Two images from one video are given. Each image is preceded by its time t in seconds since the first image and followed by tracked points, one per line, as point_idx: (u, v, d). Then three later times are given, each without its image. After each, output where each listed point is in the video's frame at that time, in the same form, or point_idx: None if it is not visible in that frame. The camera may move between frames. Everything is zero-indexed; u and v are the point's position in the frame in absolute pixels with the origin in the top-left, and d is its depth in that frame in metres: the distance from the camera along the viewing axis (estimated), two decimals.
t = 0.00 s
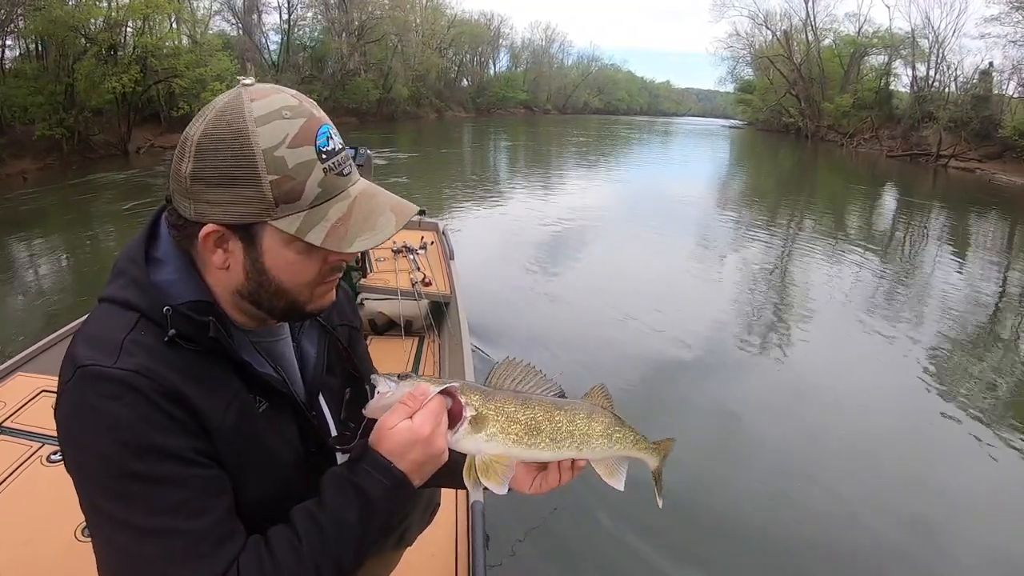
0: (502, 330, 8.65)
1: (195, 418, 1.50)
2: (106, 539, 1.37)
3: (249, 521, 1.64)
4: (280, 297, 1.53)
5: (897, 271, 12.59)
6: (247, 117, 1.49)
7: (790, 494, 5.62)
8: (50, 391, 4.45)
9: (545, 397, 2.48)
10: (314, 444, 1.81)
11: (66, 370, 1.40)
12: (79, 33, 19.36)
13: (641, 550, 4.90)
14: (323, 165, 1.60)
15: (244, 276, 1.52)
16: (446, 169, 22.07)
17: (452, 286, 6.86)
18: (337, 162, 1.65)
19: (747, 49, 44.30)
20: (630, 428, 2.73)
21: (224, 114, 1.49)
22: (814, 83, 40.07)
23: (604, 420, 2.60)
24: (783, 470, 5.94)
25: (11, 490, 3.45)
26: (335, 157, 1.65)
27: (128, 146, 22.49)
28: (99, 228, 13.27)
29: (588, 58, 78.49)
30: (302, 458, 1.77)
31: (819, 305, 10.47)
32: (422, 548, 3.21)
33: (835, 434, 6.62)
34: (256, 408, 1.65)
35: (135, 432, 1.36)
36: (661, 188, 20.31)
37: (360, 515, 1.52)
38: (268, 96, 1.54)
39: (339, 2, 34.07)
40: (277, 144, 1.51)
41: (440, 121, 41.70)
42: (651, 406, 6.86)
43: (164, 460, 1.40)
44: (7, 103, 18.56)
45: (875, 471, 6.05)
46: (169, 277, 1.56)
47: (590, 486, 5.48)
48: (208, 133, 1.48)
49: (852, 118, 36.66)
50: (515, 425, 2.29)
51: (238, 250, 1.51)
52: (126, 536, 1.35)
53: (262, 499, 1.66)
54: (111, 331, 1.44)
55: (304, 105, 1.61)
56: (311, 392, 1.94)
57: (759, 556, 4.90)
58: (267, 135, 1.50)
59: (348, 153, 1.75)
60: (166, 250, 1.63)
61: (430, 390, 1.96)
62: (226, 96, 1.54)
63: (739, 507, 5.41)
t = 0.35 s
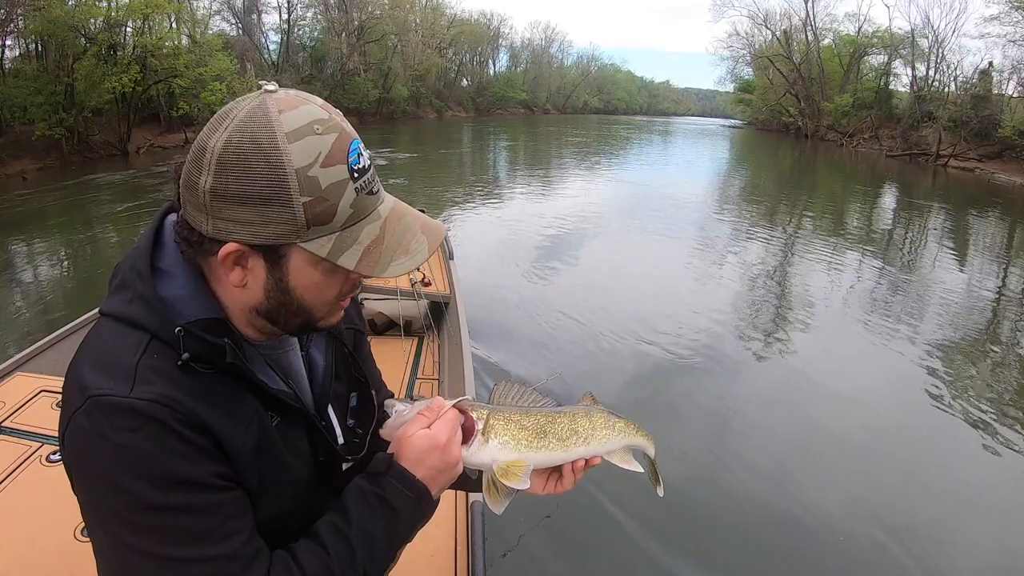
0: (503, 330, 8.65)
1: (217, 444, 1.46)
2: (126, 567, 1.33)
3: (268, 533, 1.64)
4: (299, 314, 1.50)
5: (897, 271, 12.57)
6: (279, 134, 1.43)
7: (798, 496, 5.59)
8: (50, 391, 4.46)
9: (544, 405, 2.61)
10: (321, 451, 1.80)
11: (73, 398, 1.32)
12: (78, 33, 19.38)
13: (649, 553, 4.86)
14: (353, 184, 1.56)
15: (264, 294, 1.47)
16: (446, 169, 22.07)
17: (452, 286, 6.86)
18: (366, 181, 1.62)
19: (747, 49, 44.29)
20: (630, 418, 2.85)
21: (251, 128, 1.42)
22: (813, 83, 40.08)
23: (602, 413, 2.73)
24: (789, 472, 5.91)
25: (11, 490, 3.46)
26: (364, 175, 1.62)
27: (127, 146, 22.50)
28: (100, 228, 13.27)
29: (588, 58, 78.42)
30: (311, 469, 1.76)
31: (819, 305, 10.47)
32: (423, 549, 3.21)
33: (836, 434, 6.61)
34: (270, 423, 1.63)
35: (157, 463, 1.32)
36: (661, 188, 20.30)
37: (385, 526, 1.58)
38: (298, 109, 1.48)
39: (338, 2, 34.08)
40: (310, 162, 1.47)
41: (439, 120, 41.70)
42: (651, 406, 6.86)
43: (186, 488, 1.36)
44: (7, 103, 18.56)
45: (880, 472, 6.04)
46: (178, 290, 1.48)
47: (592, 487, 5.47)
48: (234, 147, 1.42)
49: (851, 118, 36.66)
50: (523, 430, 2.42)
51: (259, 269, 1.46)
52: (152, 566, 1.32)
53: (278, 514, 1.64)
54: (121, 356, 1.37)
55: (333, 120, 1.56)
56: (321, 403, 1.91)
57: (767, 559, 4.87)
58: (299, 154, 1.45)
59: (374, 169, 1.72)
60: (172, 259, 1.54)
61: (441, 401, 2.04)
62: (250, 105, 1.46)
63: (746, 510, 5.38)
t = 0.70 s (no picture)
0: (503, 330, 8.65)
1: (237, 455, 1.44)
2: None
3: (285, 536, 1.64)
4: (311, 321, 1.49)
5: (897, 270, 12.55)
6: (302, 145, 1.41)
7: (803, 497, 5.58)
8: (50, 390, 4.46)
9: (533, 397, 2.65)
10: (327, 451, 1.80)
11: (90, 418, 1.30)
12: (79, 33, 19.40)
13: (654, 554, 4.86)
14: (373, 196, 1.56)
15: (280, 301, 1.45)
16: (446, 169, 22.07)
17: (451, 286, 6.86)
18: (383, 191, 1.62)
19: (747, 48, 44.26)
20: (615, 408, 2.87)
21: (273, 138, 1.40)
22: (814, 82, 40.03)
23: (587, 405, 2.75)
24: (793, 472, 5.90)
25: (13, 488, 3.47)
26: (382, 186, 1.62)
27: (128, 146, 22.53)
28: (101, 228, 13.29)
29: (589, 58, 78.29)
30: (321, 473, 1.76)
31: (820, 305, 10.45)
32: (421, 549, 3.21)
33: (837, 434, 6.60)
34: (285, 429, 1.62)
35: (182, 483, 1.31)
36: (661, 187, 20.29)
37: (401, 528, 1.59)
38: (319, 118, 1.45)
39: (338, 2, 34.09)
40: (334, 175, 1.45)
41: (439, 121, 41.69)
42: (653, 407, 6.85)
43: (209, 502, 1.34)
44: (8, 103, 18.59)
45: (883, 472, 6.03)
46: (190, 302, 1.44)
47: (594, 487, 5.46)
48: (254, 157, 1.38)
49: (852, 117, 36.63)
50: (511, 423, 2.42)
51: (276, 278, 1.44)
52: None
53: (292, 521, 1.65)
54: (137, 372, 1.34)
55: (353, 129, 1.54)
56: (326, 405, 1.90)
57: (772, 560, 4.86)
58: (323, 167, 1.44)
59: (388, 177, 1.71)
60: (178, 268, 1.50)
61: (438, 400, 2.05)
62: (269, 113, 1.42)
63: (751, 511, 5.37)
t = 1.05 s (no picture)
0: (504, 330, 8.65)
1: (244, 460, 1.45)
2: None
3: (289, 537, 1.64)
4: (315, 323, 1.48)
5: (900, 270, 12.53)
6: (317, 150, 1.42)
7: (805, 497, 5.58)
8: (49, 390, 4.46)
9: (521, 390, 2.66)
10: (330, 451, 1.80)
11: (96, 425, 1.29)
12: (81, 34, 19.44)
13: (654, 554, 4.86)
14: (384, 203, 1.57)
15: (287, 304, 1.45)
16: (447, 169, 22.06)
17: (451, 286, 6.85)
18: (392, 199, 1.63)
19: (749, 48, 44.21)
20: (605, 392, 2.87)
21: (287, 142, 1.40)
22: (815, 82, 39.99)
23: (575, 390, 2.75)
24: (795, 472, 5.89)
25: (12, 489, 3.47)
26: (391, 194, 1.63)
27: (130, 146, 22.56)
28: (103, 228, 13.31)
29: (590, 58, 78.18)
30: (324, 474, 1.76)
31: (822, 305, 10.44)
32: (421, 548, 3.21)
33: (839, 434, 6.59)
34: (289, 432, 1.62)
35: (189, 488, 1.31)
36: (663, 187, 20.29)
37: (404, 529, 1.60)
38: (334, 125, 1.46)
39: (340, 2, 34.10)
40: (348, 181, 1.46)
41: (441, 120, 41.71)
42: (654, 407, 6.84)
43: (218, 506, 1.34)
44: (11, 103, 18.61)
45: (886, 472, 6.03)
46: (195, 307, 1.44)
47: (596, 487, 5.46)
48: (268, 160, 1.38)
49: (853, 117, 36.60)
50: (500, 418, 2.43)
51: (283, 280, 1.43)
52: None
53: (295, 523, 1.65)
54: (143, 378, 1.34)
55: (366, 136, 1.55)
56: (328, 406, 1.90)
57: (776, 560, 4.86)
58: (337, 172, 1.44)
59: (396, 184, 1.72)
60: (183, 273, 1.49)
61: (431, 402, 2.06)
62: (284, 116, 1.42)
63: (754, 511, 5.36)
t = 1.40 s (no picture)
0: (506, 330, 8.65)
1: (244, 458, 1.45)
2: None
3: (289, 536, 1.64)
4: (317, 318, 1.48)
5: (902, 270, 12.53)
6: (317, 145, 1.42)
7: (806, 497, 5.58)
8: (49, 391, 4.47)
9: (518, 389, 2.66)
10: (330, 450, 1.80)
11: (97, 421, 1.29)
12: (84, 33, 19.49)
13: (655, 554, 4.87)
14: (384, 197, 1.57)
15: (289, 300, 1.44)
16: (449, 169, 22.08)
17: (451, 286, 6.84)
18: (393, 193, 1.63)
19: (752, 48, 44.15)
20: (603, 388, 2.85)
21: (289, 136, 1.41)
22: (818, 82, 39.89)
23: (571, 388, 2.74)
24: (797, 472, 5.89)
25: (11, 490, 3.48)
26: (392, 187, 1.63)
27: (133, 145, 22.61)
28: (105, 227, 13.35)
29: (593, 57, 78.07)
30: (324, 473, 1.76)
31: (825, 305, 10.43)
32: (422, 548, 3.22)
33: (841, 435, 6.58)
34: (289, 431, 1.61)
35: (189, 485, 1.30)
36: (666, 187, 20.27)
37: (404, 527, 1.60)
38: (334, 119, 1.47)
39: (343, 2, 34.12)
40: (349, 174, 1.47)
41: (444, 120, 41.71)
42: (655, 407, 6.83)
43: (218, 503, 1.35)
44: (14, 103, 18.72)
45: (887, 472, 6.02)
46: (196, 304, 1.44)
47: (596, 487, 5.47)
48: (269, 154, 1.39)
49: (857, 117, 36.54)
50: (495, 419, 2.42)
51: (286, 275, 1.43)
52: None
53: (295, 522, 1.65)
54: (144, 375, 1.34)
55: (366, 130, 1.56)
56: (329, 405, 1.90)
57: (778, 561, 4.86)
58: (337, 165, 1.45)
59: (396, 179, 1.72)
60: (185, 270, 1.49)
61: (432, 401, 2.06)
62: (284, 112, 1.43)
63: (755, 512, 5.36)
